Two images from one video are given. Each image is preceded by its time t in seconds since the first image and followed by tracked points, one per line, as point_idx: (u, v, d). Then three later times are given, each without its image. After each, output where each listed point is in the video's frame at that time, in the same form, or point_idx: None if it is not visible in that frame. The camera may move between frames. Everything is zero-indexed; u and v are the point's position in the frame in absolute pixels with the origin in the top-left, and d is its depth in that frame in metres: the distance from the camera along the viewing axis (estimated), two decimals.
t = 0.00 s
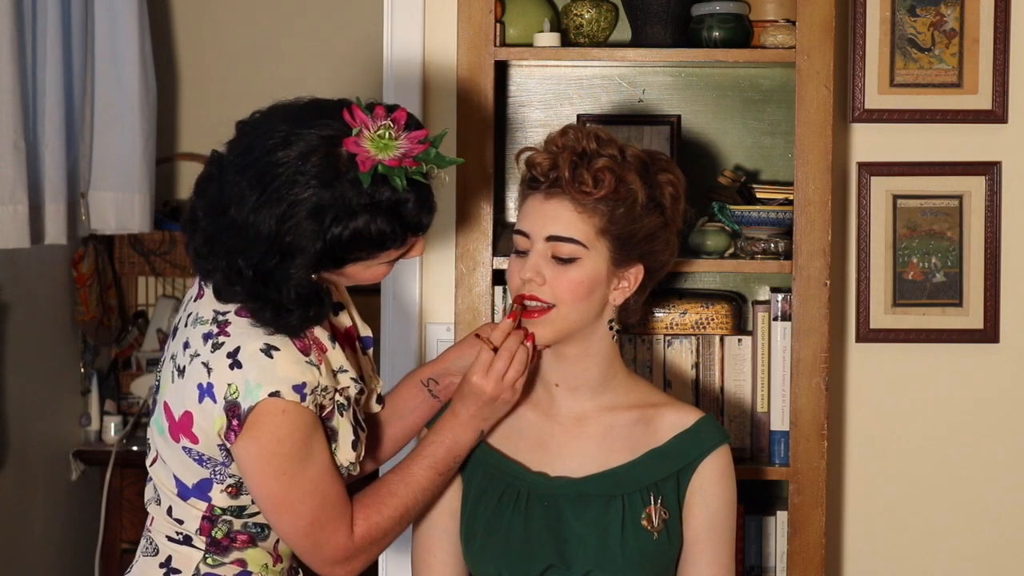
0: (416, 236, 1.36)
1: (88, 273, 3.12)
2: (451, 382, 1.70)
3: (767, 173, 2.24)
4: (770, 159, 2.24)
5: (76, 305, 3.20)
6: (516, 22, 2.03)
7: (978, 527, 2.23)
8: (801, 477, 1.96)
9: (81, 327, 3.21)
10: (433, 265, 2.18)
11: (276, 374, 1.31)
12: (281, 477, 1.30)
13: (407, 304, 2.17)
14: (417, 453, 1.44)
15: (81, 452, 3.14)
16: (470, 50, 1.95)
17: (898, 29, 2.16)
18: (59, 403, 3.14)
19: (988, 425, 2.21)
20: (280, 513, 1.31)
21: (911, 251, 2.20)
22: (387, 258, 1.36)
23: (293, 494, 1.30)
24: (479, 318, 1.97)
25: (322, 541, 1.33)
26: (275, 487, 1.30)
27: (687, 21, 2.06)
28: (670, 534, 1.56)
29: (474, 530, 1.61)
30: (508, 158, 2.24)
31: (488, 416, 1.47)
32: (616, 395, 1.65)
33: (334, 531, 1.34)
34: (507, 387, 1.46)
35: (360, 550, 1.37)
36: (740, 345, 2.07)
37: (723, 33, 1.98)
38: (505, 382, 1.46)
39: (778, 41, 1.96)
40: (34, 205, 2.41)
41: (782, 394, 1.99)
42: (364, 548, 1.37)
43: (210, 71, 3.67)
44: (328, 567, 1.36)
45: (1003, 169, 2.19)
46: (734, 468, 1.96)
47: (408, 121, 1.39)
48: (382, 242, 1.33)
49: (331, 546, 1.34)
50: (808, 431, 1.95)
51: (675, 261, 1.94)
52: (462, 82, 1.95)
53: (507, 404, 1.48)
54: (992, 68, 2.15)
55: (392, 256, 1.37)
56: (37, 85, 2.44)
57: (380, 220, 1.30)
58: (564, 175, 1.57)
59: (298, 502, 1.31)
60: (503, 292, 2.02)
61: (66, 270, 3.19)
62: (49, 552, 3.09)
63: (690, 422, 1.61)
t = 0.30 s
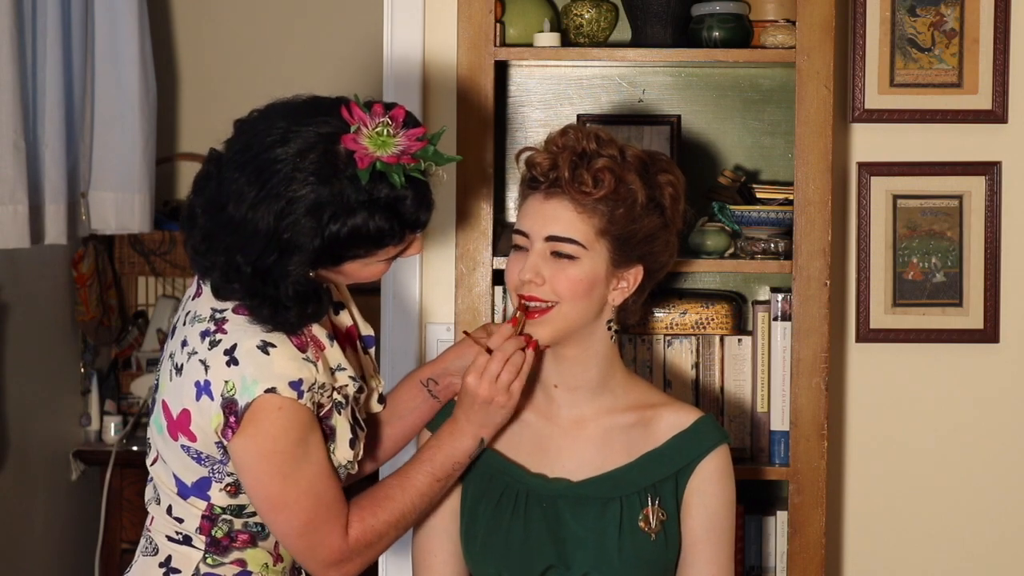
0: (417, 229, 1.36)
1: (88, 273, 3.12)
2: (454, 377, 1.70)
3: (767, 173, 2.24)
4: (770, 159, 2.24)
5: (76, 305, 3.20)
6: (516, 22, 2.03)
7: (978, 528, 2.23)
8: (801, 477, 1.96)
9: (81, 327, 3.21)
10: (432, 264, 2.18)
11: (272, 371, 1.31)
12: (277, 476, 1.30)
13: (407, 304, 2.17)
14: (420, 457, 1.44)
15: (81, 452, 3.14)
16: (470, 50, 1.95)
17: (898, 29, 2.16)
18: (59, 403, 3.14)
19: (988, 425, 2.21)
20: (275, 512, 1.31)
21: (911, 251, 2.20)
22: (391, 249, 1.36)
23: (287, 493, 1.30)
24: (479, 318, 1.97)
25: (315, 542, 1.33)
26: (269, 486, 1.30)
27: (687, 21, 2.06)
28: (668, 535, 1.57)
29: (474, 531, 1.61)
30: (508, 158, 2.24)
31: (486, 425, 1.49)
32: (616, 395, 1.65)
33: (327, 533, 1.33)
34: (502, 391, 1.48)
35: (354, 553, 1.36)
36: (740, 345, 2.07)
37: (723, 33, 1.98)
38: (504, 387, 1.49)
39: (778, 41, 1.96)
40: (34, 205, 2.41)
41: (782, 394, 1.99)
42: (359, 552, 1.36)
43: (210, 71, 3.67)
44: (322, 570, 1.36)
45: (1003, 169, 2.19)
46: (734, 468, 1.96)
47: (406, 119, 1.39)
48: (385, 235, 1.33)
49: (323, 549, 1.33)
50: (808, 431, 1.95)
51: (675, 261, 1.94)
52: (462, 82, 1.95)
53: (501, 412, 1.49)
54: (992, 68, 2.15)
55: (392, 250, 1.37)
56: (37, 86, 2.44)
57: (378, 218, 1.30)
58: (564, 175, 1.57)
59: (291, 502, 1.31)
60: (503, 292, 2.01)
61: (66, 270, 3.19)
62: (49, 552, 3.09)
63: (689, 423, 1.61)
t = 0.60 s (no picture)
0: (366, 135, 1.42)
1: (88, 274, 3.14)
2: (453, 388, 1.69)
3: (767, 173, 2.24)
4: (770, 159, 2.24)
5: (76, 305, 3.20)
6: (516, 22, 2.03)
7: (978, 528, 2.22)
8: (801, 477, 1.96)
9: (81, 327, 3.21)
10: (432, 264, 2.18)
11: (225, 343, 1.29)
12: (213, 458, 1.26)
13: (407, 303, 2.17)
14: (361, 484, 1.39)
15: (82, 452, 3.17)
16: (470, 50, 1.95)
17: (898, 29, 2.16)
18: (59, 404, 3.13)
19: (988, 425, 2.21)
20: (200, 495, 1.26)
21: (911, 251, 2.19)
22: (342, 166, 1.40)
23: (217, 481, 1.26)
24: (479, 318, 1.97)
25: (223, 544, 1.27)
26: (201, 469, 1.26)
27: (687, 21, 2.06)
28: (670, 533, 1.58)
29: (475, 530, 1.60)
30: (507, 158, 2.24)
31: (419, 483, 1.41)
32: (616, 395, 1.65)
33: (240, 539, 1.27)
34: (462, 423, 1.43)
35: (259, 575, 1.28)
36: (740, 345, 2.07)
37: (723, 33, 1.98)
38: (446, 451, 1.41)
39: (778, 41, 1.96)
40: (34, 206, 2.41)
41: (782, 394, 1.99)
42: None
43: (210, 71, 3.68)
44: None
45: (1003, 169, 2.19)
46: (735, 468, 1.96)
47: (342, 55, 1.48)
48: (333, 129, 1.37)
49: (224, 551, 1.27)
50: (808, 431, 1.95)
51: (675, 260, 1.94)
52: (462, 82, 1.95)
53: (442, 472, 1.42)
54: (992, 68, 2.15)
55: (345, 157, 1.40)
56: (37, 86, 2.44)
57: (328, 96, 1.35)
58: (562, 175, 1.57)
59: (218, 489, 1.26)
60: (502, 292, 2.01)
61: (66, 270, 3.19)
62: (48, 552, 3.08)
63: (691, 422, 1.63)
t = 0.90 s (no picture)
0: (271, 108, 1.48)
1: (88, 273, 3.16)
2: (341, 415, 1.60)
3: (767, 173, 2.24)
4: (770, 159, 2.24)
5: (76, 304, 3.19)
6: (516, 22, 2.03)
7: (978, 527, 2.23)
8: (801, 477, 1.96)
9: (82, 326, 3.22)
10: (432, 264, 2.18)
11: (82, 309, 1.31)
12: (54, 424, 1.26)
13: (407, 303, 2.17)
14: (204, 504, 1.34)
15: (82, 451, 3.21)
16: (470, 50, 1.95)
17: (898, 29, 2.16)
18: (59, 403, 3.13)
19: (988, 426, 2.22)
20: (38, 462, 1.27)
21: (911, 251, 2.19)
22: (240, 139, 1.45)
23: (65, 462, 1.27)
24: (480, 318, 1.97)
25: (49, 513, 1.28)
26: (54, 447, 1.26)
27: (687, 21, 2.06)
28: (671, 533, 1.59)
29: (474, 526, 1.60)
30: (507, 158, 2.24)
31: (271, 510, 1.35)
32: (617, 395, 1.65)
33: (69, 513, 1.27)
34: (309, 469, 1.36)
35: (93, 553, 1.28)
36: (740, 345, 2.07)
37: (723, 33, 1.98)
38: (304, 484, 1.36)
39: (778, 41, 1.96)
40: (35, 205, 2.41)
41: (782, 394, 2.00)
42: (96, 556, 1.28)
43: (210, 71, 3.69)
44: (52, 551, 1.28)
45: (1003, 169, 2.19)
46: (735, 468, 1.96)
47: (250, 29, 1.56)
48: (233, 93, 1.43)
49: (56, 535, 1.28)
50: (808, 431, 1.95)
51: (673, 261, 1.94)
52: (462, 82, 1.95)
53: (292, 508, 1.36)
54: (992, 68, 2.15)
55: (250, 129, 1.46)
56: (38, 85, 2.44)
57: (225, 58, 1.42)
58: (543, 182, 1.58)
59: (50, 455, 1.27)
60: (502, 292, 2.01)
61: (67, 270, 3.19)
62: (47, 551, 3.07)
63: (692, 423, 1.64)
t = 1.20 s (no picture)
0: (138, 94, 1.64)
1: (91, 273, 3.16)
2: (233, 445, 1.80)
3: (767, 173, 2.24)
4: (770, 159, 2.24)
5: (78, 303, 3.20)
6: (516, 22, 2.03)
7: (978, 528, 2.22)
8: (801, 477, 1.96)
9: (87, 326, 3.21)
10: (433, 263, 2.18)
11: None
12: None
13: (407, 303, 2.17)
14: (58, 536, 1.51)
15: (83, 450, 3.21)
16: (470, 50, 1.95)
17: (898, 29, 2.16)
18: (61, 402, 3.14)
19: (988, 426, 2.22)
20: None
21: (911, 251, 2.19)
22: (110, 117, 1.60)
23: None
24: (480, 318, 1.97)
25: None
26: None
27: (687, 21, 2.06)
28: (669, 531, 1.59)
29: (473, 524, 1.60)
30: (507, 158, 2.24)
31: (115, 542, 1.50)
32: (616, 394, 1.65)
33: None
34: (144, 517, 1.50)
35: None
36: (740, 345, 2.07)
37: (723, 33, 1.98)
38: (144, 514, 1.50)
39: (778, 41, 1.96)
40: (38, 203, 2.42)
41: (782, 394, 2.00)
42: None
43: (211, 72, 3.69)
44: None
45: (1003, 169, 2.19)
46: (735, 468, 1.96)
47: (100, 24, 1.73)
48: (104, 71, 1.60)
49: None
50: (808, 431, 1.95)
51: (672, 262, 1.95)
52: (462, 81, 1.95)
53: (135, 540, 1.50)
54: (992, 68, 2.15)
55: (116, 109, 1.61)
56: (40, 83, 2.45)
57: (100, 35, 1.59)
58: (513, 177, 1.59)
59: None
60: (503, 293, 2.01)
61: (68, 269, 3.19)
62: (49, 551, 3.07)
63: (689, 421, 1.64)
